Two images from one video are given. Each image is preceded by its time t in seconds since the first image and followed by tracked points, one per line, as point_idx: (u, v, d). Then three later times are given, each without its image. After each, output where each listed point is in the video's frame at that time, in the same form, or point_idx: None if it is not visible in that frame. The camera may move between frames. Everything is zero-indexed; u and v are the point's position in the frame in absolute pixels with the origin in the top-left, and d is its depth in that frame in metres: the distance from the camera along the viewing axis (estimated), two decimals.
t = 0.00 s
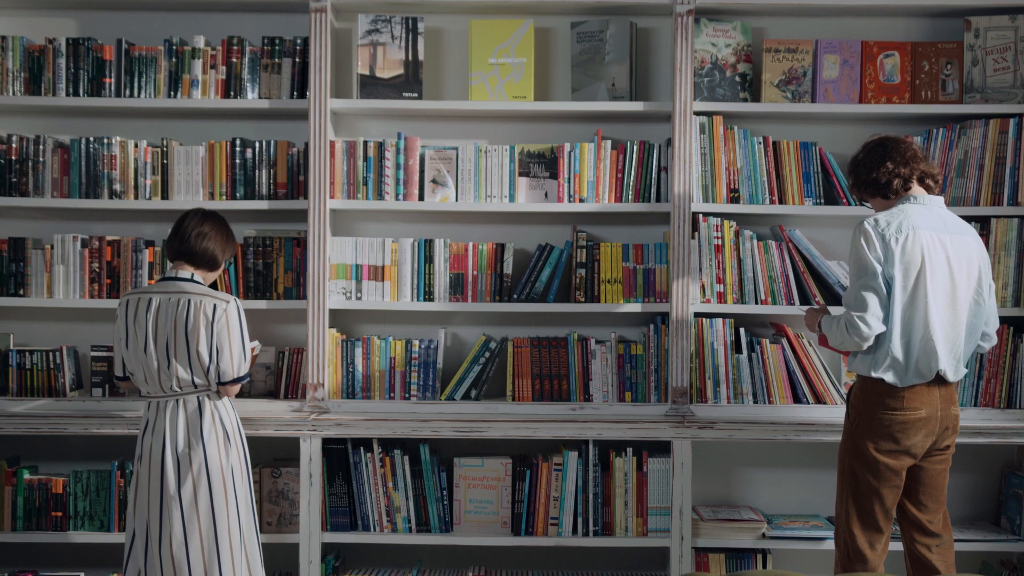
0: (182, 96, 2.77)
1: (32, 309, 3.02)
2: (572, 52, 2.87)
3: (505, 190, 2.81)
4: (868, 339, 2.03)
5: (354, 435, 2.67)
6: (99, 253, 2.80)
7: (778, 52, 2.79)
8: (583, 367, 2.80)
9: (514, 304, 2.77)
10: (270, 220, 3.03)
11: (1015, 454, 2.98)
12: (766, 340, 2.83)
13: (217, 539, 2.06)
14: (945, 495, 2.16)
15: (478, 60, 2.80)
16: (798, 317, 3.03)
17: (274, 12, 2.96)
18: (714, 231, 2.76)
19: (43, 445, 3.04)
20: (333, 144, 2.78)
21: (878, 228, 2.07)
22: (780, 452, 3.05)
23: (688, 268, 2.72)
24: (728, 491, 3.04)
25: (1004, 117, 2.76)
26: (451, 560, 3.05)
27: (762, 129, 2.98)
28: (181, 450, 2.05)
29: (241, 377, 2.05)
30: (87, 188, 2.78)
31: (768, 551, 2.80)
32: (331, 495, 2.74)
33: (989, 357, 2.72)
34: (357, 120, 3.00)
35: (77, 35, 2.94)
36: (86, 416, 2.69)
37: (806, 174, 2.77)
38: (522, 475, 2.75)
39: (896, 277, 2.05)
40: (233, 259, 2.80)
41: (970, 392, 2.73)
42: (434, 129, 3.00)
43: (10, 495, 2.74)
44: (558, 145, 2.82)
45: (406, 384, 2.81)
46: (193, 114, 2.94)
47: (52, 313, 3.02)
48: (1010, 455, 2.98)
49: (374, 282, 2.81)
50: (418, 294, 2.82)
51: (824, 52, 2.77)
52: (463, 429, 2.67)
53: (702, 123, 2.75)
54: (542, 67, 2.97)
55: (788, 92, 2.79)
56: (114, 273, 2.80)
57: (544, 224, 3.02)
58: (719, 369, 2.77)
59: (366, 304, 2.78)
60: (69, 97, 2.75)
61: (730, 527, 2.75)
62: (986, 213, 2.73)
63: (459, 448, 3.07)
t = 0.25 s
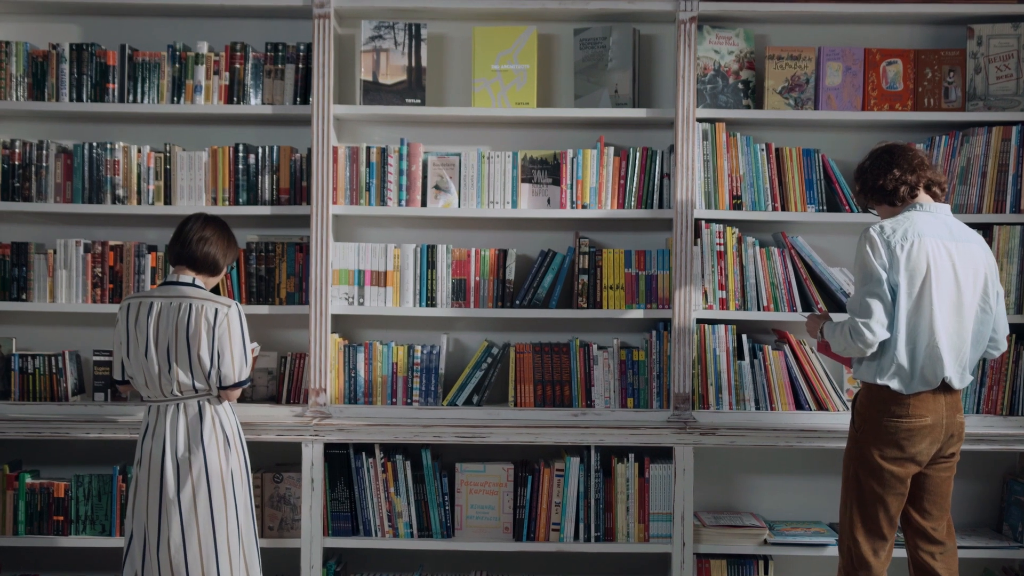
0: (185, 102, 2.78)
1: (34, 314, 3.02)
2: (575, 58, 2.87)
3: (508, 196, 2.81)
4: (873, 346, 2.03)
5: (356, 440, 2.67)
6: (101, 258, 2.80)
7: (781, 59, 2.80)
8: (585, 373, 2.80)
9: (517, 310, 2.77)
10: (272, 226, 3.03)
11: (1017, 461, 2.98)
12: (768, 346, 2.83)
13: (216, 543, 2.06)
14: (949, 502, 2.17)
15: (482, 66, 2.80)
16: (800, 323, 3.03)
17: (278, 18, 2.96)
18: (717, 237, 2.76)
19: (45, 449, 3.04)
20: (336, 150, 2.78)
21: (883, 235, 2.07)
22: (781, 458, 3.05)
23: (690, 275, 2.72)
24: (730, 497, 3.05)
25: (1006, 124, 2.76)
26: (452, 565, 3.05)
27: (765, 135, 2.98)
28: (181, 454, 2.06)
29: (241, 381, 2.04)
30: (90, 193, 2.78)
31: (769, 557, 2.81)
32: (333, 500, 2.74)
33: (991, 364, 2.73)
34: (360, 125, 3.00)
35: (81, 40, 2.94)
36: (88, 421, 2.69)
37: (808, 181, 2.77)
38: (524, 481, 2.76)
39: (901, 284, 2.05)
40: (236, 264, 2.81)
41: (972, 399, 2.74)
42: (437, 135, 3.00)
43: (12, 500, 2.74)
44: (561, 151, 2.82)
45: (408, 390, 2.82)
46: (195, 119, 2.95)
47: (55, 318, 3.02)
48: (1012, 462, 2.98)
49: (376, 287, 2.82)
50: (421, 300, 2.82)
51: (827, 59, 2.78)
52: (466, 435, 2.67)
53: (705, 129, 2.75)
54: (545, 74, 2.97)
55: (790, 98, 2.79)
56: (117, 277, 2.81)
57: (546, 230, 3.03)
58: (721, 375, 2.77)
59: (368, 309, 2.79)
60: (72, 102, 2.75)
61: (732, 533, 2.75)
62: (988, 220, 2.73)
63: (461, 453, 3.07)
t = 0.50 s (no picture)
0: (187, 98, 2.78)
1: (35, 310, 3.02)
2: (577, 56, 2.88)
3: (509, 194, 2.82)
4: (876, 345, 2.04)
5: (356, 437, 2.68)
6: (102, 254, 2.80)
7: (783, 57, 2.80)
8: (585, 370, 2.80)
9: (518, 308, 2.78)
10: (273, 223, 3.04)
11: (1017, 460, 2.98)
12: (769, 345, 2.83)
13: (215, 540, 2.06)
14: (953, 501, 2.17)
15: (483, 64, 2.80)
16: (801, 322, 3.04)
17: (279, 16, 2.96)
18: (718, 235, 2.76)
19: (46, 445, 3.04)
20: (337, 147, 2.78)
21: (888, 234, 2.07)
22: (782, 457, 3.05)
23: (691, 273, 2.72)
24: (730, 495, 3.05)
25: (1008, 124, 2.76)
26: (452, 562, 3.06)
27: (766, 134, 2.98)
28: (180, 450, 2.06)
29: (240, 379, 2.05)
30: (91, 189, 2.78)
31: (769, 555, 2.81)
32: (333, 497, 2.75)
33: (992, 363, 2.73)
34: (361, 123, 3.00)
35: (82, 37, 2.94)
36: (89, 417, 2.70)
37: (810, 180, 2.77)
38: (524, 478, 2.76)
39: (905, 284, 2.06)
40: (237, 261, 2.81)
41: (973, 398, 2.74)
42: (438, 132, 3.00)
43: (13, 495, 2.75)
44: (563, 149, 2.82)
45: (409, 387, 2.82)
46: (197, 116, 2.95)
47: (56, 314, 3.02)
48: (1012, 461, 2.98)
49: (377, 285, 2.82)
50: (422, 297, 2.82)
51: (829, 58, 2.78)
52: (466, 432, 2.67)
53: (706, 128, 2.75)
54: (547, 72, 2.97)
55: (792, 97, 2.80)
56: (118, 274, 2.81)
57: (547, 228, 3.03)
58: (722, 374, 2.77)
59: (369, 306, 2.79)
60: (74, 98, 2.76)
61: (731, 531, 2.75)
62: (989, 220, 2.73)
63: (462, 450, 3.07)
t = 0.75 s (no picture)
0: (186, 94, 2.77)
1: (35, 307, 3.02)
2: (576, 52, 2.87)
3: (508, 190, 2.81)
4: (880, 341, 2.04)
5: (356, 433, 2.68)
6: (102, 250, 2.80)
7: (783, 53, 2.80)
8: (585, 366, 2.80)
9: (517, 303, 2.78)
10: (273, 219, 3.04)
11: (1017, 455, 2.98)
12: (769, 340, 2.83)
13: (214, 537, 2.06)
14: (957, 498, 2.17)
15: (483, 60, 2.80)
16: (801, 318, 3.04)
17: (278, 11, 2.96)
18: (718, 231, 2.76)
19: (46, 442, 3.04)
20: (337, 143, 2.78)
21: (892, 230, 2.08)
22: (782, 452, 3.06)
23: (691, 269, 2.72)
24: (729, 491, 3.05)
25: (1008, 119, 2.76)
26: (452, 558, 3.06)
27: (765, 130, 2.98)
28: (178, 447, 2.06)
29: (238, 376, 2.05)
30: (91, 185, 2.78)
31: (769, 550, 2.81)
32: (334, 493, 2.75)
33: (992, 358, 2.73)
34: (361, 119, 3.00)
35: (81, 33, 2.94)
36: (89, 414, 2.69)
37: (809, 175, 2.77)
38: (524, 474, 2.76)
39: (909, 279, 2.06)
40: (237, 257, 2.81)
41: (972, 393, 2.74)
42: (437, 128, 3.00)
43: (13, 492, 2.75)
44: (562, 145, 2.82)
45: (409, 383, 2.82)
46: (196, 112, 2.94)
47: (55, 311, 3.02)
48: (1012, 456, 2.98)
49: (377, 281, 2.82)
50: (421, 293, 2.82)
51: (829, 53, 2.78)
52: (466, 428, 2.67)
53: (706, 123, 2.75)
54: (546, 68, 2.97)
55: (792, 93, 2.79)
56: (117, 270, 2.80)
57: (547, 224, 3.03)
58: (722, 369, 2.78)
59: (369, 302, 2.79)
60: (73, 95, 2.75)
61: (731, 526, 2.75)
62: (989, 215, 2.73)
63: (461, 446, 3.07)
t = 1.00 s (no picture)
0: (184, 91, 2.77)
1: (33, 304, 3.02)
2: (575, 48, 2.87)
3: (507, 186, 2.81)
4: (884, 336, 2.03)
5: (356, 429, 2.67)
6: (101, 247, 2.80)
7: (781, 48, 2.80)
8: (584, 362, 2.80)
9: (516, 299, 2.78)
10: (272, 216, 3.03)
11: (1015, 450, 2.98)
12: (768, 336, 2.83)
13: (211, 534, 2.07)
14: (960, 494, 2.17)
15: (481, 56, 2.80)
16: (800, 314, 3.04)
17: (276, 8, 2.96)
18: (717, 227, 2.76)
19: (45, 439, 3.04)
20: (335, 139, 2.78)
21: (895, 225, 2.07)
22: (781, 448, 3.06)
23: (690, 265, 2.72)
24: (729, 486, 3.05)
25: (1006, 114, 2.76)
26: (451, 554, 3.06)
27: (764, 125, 2.98)
28: (174, 445, 2.06)
29: (234, 372, 2.05)
30: (89, 183, 2.78)
31: (768, 546, 2.80)
32: (333, 489, 2.75)
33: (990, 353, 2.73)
34: (359, 115, 3.00)
35: (79, 30, 2.94)
36: (87, 411, 2.69)
37: (808, 171, 2.77)
38: (523, 470, 2.76)
39: (912, 274, 2.05)
40: (235, 254, 2.81)
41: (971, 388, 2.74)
42: (436, 125, 3.00)
43: (12, 489, 2.75)
44: (561, 141, 2.82)
45: (408, 379, 2.82)
46: (194, 109, 2.94)
47: (54, 308, 3.02)
48: (1011, 451, 2.99)
49: (375, 277, 2.82)
50: (420, 290, 2.82)
51: (827, 48, 2.78)
52: (465, 424, 2.68)
53: (704, 119, 2.74)
54: (544, 64, 2.97)
55: (790, 88, 2.79)
56: (116, 267, 2.80)
57: (545, 220, 3.03)
58: (721, 365, 2.77)
59: (368, 299, 2.79)
60: (71, 92, 2.75)
61: (730, 522, 2.75)
62: (987, 210, 2.73)
63: (461, 443, 3.07)
